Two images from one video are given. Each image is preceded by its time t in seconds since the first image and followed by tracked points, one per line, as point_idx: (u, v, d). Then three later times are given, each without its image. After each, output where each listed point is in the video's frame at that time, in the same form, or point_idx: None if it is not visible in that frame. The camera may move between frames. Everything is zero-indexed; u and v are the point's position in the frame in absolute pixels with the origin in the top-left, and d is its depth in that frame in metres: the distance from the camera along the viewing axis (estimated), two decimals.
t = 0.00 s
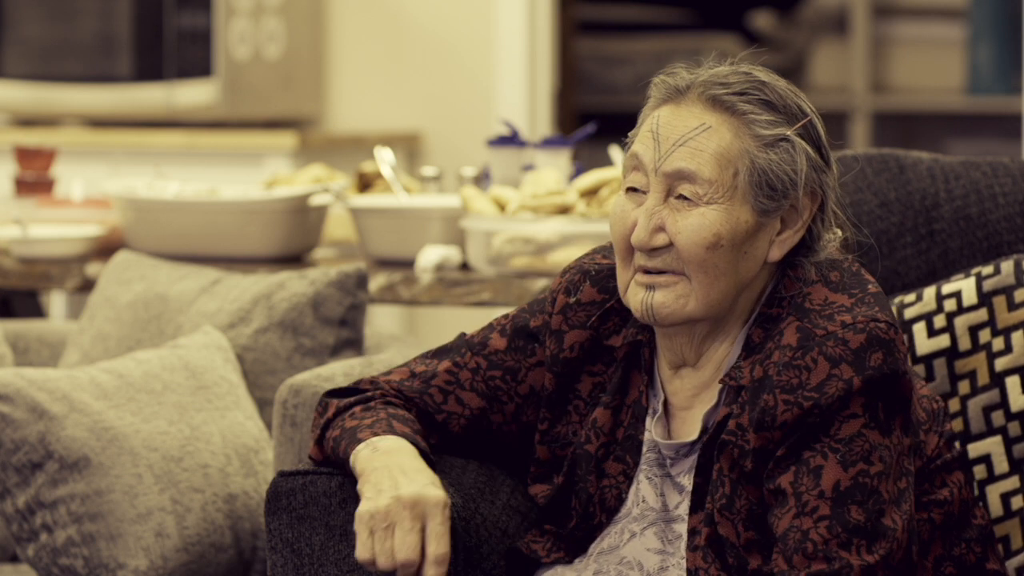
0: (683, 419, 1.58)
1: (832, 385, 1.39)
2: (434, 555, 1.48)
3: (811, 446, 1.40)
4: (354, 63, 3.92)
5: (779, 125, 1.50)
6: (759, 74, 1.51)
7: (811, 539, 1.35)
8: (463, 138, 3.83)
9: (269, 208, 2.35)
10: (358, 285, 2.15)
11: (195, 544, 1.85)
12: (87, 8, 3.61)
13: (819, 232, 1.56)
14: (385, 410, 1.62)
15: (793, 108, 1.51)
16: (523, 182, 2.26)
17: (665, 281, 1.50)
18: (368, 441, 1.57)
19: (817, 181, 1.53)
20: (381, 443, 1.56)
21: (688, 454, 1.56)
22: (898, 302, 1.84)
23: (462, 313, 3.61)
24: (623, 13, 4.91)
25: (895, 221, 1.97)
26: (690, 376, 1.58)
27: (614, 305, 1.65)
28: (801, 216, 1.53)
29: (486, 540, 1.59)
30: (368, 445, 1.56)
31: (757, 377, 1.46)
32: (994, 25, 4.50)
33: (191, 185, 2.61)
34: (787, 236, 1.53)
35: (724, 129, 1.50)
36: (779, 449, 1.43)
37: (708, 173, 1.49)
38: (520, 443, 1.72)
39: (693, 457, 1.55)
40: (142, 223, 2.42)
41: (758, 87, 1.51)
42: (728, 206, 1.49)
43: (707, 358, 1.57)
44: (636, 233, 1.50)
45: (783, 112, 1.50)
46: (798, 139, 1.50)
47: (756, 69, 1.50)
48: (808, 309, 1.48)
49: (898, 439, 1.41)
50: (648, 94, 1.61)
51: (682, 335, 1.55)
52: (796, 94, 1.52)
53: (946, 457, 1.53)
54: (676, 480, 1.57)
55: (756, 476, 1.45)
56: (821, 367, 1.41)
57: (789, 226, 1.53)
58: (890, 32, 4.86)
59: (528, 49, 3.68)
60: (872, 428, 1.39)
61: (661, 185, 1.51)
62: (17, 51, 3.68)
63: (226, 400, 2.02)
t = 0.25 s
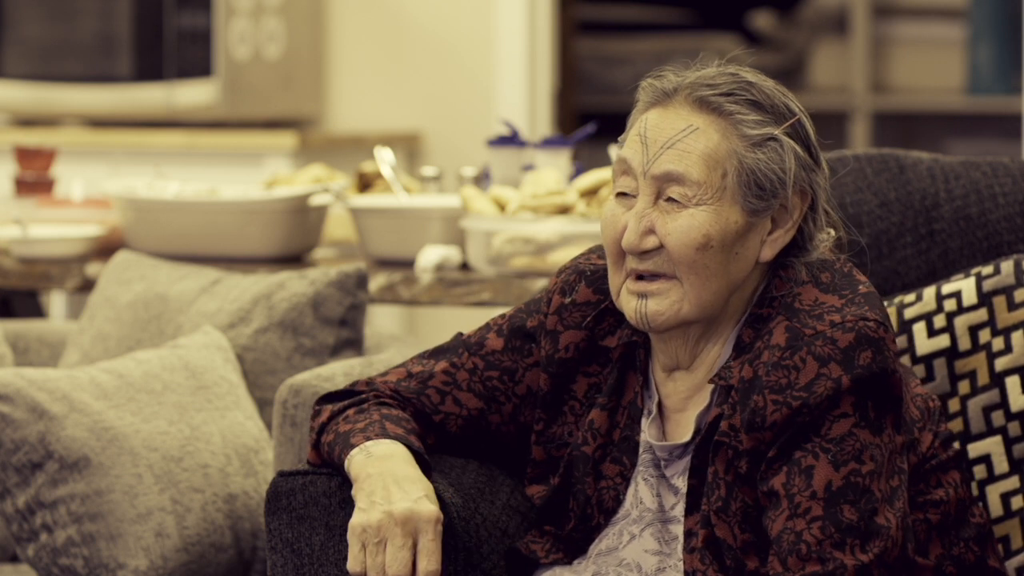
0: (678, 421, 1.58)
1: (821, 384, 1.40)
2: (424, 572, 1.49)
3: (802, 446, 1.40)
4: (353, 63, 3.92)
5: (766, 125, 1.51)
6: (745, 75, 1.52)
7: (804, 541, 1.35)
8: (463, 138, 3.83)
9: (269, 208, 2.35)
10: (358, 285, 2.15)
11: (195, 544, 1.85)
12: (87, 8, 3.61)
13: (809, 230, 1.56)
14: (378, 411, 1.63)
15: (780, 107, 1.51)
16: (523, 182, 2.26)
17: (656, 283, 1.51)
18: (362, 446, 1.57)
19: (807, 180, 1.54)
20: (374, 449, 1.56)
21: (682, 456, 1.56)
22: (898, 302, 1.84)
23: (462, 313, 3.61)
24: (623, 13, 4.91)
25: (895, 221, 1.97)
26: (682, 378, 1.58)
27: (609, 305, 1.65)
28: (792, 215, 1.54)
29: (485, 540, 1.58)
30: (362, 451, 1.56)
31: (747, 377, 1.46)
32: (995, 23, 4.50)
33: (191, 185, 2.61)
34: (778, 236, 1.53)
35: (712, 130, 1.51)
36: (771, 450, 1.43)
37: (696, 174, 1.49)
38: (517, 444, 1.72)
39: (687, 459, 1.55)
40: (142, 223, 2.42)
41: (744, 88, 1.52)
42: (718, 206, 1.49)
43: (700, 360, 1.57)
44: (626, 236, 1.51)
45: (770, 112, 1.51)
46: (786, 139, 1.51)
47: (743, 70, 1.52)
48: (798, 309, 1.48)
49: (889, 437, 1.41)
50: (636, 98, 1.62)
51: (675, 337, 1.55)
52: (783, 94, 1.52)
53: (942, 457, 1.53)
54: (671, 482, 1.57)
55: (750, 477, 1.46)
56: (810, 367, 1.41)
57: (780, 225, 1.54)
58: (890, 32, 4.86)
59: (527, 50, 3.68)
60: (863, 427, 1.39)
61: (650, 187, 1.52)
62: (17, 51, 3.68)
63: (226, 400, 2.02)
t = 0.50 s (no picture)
0: (676, 421, 1.58)
1: (817, 383, 1.40)
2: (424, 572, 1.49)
3: (800, 446, 1.40)
4: (352, 62, 3.92)
5: (764, 123, 1.51)
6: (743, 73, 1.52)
7: (802, 541, 1.35)
8: (463, 138, 3.83)
9: (269, 208, 2.35)
10: (358, 285, 2.15)
11: (195, 544, 1.86)
12: (87, 8, 3.61)
13: (806, 229, 1.57)
14: (376, 411, 1.63)
15: (777, 106, 1.51)
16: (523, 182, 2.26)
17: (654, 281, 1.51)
18: (361, 446, 1.57)
19: (804, 178, 1.54)
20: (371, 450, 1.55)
21: (679, 456, 1.56)
22: (897, 302, 1.84)
23: (462, 313, 3.61)
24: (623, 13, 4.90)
25: (895, 221, 1.97)
26: (680, 378, 1.58)
27: (606, 305, 1.65)
28: (789, 213, 1.54)
29: (485, 539, 1.58)
30: (362, 450, 1.56)
31: (743, 377, 1.46)
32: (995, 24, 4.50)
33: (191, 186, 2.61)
34: (775, 234, 1.54)
35: (709, 128, 1.51)
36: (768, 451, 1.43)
37: (694, 172, 1.49)
38: (515, 445, 1.72)
39: (684, 459, 1.56)
40: (142, 223, 2.42)
41: (742, 86, 1.52)
42: (715, 204, 1.49)
43: (697, 359, 1.57)
44: (624, 234, 1.51)
45: (767, 110, 1.51)
46: (784, 137, 1.51)
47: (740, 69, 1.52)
48: (794, 309, 1.48)
49: (886, 437, 1.41)
50: (633, 96, 1.62)
51: (673, 336, 1.55)
52: (780, 93, 1.53)
53: (940, 457, 1.53)
54: (669, 481, 1.57)
55: (748, 478, 1.46)
56: (806, 366, 1.41)
57: (777, 224, 1.54)
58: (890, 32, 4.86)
59: (527, 50, 3.68)
60: (860, 427, 1.39)
61: (648, 185, 1.52)
62: (17, 51, 3.68)
63: (226, 400, 2.02)
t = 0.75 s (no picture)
0: (676, 422, 1.58)
1: (817, 385, 1.40)
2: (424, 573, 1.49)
3: (800, 448, 1.40)
4: (352, 62, 3.92)
5: (765, 123, 1.51)
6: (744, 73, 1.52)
7: (803, 544, 1.35)
8: (463, 138, 3.83)
9: (269, 208, 2.35)
10: (358, 285, 2.15)
11: (195, 544, 1.86)
12: (87, 8, 3.61)
13: (806, 230, 1.57)
14: (376, 412, 1.63)
15: (779, 106, 1.52)
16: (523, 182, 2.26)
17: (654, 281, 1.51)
18: (360, 446, 1.57)
19: (805, 178, 1.54)
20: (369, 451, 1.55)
21: (680, 457, 1.56)
22: (898, 302, 1.84)
23: (462, 312, 3.60)
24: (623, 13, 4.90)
25: (895, 221, 1.97)
26: (680, 378, 1.58)
27: (606, 306, 1.65)
28: (789, 213, 1.54)
29: (485, 540, 1.58)
30: (361, 451, 1.56)
31: (743, 379, 1.46)
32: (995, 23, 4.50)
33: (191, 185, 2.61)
34: (776, 234, 1.54)
35: (711, 127, 1.51)
36: (768, 453, 1.43)
37: (696, 171, 1.49)
38: (515, 446, 1.72)
39: (684, 460, 1.56)
40: (142, 223, 2.42)
41: (743, 85, 1.52)
42: (716, 203, 1.49)
43: (698, 360, 1.57)
44: (625, 233, 1.51)
45: (768, 110, 1.51)
46: (785, 137, 1.51)
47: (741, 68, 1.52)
48: (794, 310, 1.48)
49: (886, 438, 1.41)
50: (634, 96, 1.62)
51: (674, 336, 1.55)
52: (782, 93, 1.53)
53: (940, 457, 1.53)
54: (670, 483, 1.57)
55: (748, 480, 1.46)
56: (806, 368, 1.41)
57: (777, 224, 1.54)
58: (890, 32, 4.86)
59: (528, 50, 3.68)
60: (860, 429, 1.39)
61: (649, 184, 1.52)
62: (17, 52, 3.68)
63: (226, 400, 2.02)
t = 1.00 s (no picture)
0: (676, 421, 1.58)
1: (816, 384, 1.40)
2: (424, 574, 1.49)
3: (799, 447, 1.40)
4: (352, 62, 3.92)
5: (765, 122, 1.51)
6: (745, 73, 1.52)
7: (802, 543, 1.35)
8: (463, 138, 3.83)
9: (269, 208, 2.35)
10: (358, 285, 2.15)
11: (195, 544, 1.85)
12: (87, 8, 3.61)
13: (805, 230, 1.57)
14: (375, 412, 1.63)
15: (779, 105, 1.52)
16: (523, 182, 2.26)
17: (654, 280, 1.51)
18: (360, 447, 1.57)
19: (805, 178, 1.54)
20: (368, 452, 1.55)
21: (680, 457, 1.56)
22: (898, 302, 1.84)
23: (461, 312, 3.60)
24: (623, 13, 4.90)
25: (895, 221, 1.97)
26: (680, 377, 1.58)
27: (606, 305, 1.65)
28: (789, 213, 1.54)
29: (485, 541, 1.58)
30: (361, 452, 1.56)
31: (743, 379, 1.46)
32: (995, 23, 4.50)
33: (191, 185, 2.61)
34: (775, 234, 1.54)
35: (711, 126, 1.51)
36: (767, 452, 1.43)
37: (696, 170, 1.49)
38: (515, 445, 1.72)
39: (684, 460, 1.56)
40: (142, 223, 2.42)
41: (744, 85, 1.52)
42: (717, 202, 1.49)
43: (698, 360, 1.57)
44: (625, 231, 1.50)
45: (769, 110, 1.52)
46: (785, 136, 1.51)
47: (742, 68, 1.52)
48: (793, 310, 1.48)
49: (886, 438, 1.41)
50: (634, 96, 1.62)
51: (674, 335, 1.55)
52: (782, 93, 1.53)
53: (940, 457, 1.53)
54: (671, 483, 1.57)
55: (748, 480, 1.46)
56: (805, 367, 1.41)
57: (777, 223, 1.54)
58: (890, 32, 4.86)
59: (527, 50, 3.68)
60: (859, 429, 1.39)
61: (649, 183, 1.52)
62: (17, 52, 3.68)
63: (226, 400, 2.02)
